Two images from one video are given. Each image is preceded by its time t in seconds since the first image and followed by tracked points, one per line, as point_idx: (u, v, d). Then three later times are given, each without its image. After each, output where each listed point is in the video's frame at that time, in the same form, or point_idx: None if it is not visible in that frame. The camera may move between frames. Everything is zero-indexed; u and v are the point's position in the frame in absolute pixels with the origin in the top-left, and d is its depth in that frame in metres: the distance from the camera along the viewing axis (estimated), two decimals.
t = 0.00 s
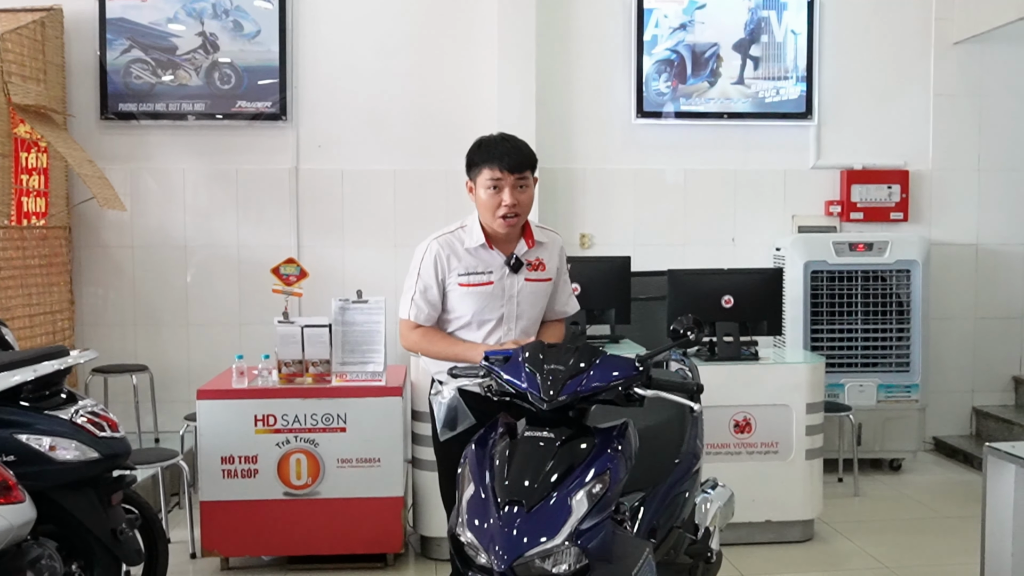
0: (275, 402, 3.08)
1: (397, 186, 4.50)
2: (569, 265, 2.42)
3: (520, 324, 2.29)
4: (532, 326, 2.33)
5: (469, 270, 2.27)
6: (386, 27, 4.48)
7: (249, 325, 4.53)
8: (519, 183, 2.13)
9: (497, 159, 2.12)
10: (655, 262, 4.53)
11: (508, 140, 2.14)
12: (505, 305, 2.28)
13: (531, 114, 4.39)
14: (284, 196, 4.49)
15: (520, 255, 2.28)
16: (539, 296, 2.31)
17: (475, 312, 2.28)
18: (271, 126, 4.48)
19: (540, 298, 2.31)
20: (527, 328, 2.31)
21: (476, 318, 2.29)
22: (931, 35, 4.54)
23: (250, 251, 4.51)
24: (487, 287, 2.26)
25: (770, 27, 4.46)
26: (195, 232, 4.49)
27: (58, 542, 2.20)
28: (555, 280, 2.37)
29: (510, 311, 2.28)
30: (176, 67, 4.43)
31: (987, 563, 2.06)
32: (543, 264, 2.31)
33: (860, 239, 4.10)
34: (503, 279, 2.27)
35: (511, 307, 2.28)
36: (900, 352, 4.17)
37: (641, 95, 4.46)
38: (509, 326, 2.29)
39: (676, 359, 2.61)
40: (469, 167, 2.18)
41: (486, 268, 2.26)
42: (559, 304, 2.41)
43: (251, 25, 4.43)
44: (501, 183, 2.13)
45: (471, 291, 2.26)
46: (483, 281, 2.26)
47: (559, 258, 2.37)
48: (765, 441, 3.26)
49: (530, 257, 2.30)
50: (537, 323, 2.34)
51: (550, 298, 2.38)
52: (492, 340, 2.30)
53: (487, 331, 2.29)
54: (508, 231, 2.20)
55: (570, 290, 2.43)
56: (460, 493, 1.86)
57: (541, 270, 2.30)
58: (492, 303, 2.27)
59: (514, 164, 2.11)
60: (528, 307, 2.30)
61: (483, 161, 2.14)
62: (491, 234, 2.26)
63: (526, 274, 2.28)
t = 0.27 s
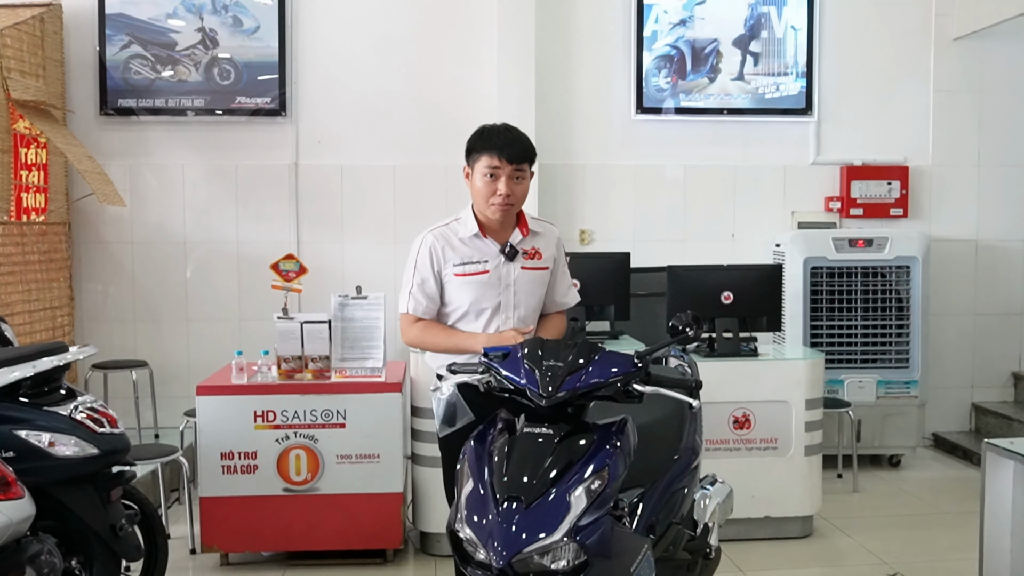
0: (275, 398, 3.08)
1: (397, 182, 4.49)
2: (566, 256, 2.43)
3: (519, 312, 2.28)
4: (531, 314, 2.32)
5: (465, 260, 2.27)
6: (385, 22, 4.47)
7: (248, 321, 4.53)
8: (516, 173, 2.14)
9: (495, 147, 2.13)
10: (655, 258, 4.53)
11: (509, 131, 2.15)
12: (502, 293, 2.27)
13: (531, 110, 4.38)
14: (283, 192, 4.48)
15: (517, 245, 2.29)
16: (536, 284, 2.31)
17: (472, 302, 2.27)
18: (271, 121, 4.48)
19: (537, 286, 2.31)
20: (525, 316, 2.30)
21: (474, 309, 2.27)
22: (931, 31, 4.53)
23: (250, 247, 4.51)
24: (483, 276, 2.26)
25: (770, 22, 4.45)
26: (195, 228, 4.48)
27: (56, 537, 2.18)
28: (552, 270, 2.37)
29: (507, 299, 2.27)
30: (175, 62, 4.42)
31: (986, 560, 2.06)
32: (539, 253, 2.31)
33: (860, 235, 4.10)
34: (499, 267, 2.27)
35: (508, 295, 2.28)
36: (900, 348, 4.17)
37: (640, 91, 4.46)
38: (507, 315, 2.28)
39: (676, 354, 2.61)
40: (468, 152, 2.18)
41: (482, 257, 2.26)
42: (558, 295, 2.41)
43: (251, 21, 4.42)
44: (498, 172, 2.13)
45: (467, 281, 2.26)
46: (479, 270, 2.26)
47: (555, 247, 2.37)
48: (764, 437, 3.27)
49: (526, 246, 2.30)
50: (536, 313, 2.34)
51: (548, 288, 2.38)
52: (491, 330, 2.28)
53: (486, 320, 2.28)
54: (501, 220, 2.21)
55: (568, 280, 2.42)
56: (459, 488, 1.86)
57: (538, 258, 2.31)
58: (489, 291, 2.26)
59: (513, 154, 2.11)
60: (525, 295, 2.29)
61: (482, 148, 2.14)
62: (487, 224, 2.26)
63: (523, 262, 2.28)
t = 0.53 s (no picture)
0: (274, 394, 3.08)
1: (396, 178, 4.49)
2: (570, 252, 2.42)
3: (518, 304, 2.27)
4: (531, 307, 2.30)
5: (464, 252, 2.27)
6: (385, 18, 4.46)
7: (248, 318, 4.52)
8: (507, 162, 2.16)
9: (486, 137, 2.16)
10: (655, 255, 4.52)
11: (501, 123, 2.18)
12: (501, 285, 2.27)
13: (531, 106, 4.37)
14: (283, 189, 4.48)
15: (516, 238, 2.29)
16: (537, 277, 2.29)
17: (471, 294, 2.27)
18: (270, 118, 4.47)
19: (538, 278, 2.29)
20: (525, 308, 2.28)
21: (473, 301, 2.27)
22: (932, 26, 4.52)
23: (249, 243, 4.50)
24: (481, 267, 2.26)
25: (771, 18, 4.44)
26: (194, 225, 4.48)
27: (56, 534, 2.20)
28: (554, 264, 2.36)
29: (506, 291, 2.27)
30: (175, 59, 4.41)
31: (985, 556, 2.06)
32: (540, 247, 2.31)
33: (861, 231, 4.10)
34: (497, 259, 2.26)
35: (507, 286, 2.27)
36: (900, 344, 4.17)
37: (640, 87, 4.45)
38: (506, 307, 2.27)
39: (677, 352, 2.61)
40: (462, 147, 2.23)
41: (480, 249, 2.27)
42: (562, 291, 2.39)
43: (250, 17, 4.41)
44: (489, 161, 2.16)
45: (466, 272, 2.26)
46: (477, 262, 2.26)
47: (558, 242, 2.36)
48: (764, 434, 3.26)
49: (526, 240, 2.30)
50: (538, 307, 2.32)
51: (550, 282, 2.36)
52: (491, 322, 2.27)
53: (484, 312, 2.27)
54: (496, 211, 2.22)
55: (571, 276, 2.40)
56: (458, 486, 1.86)
57: (538, 252, 2.30)
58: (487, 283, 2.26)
59: (503, 143, 2.14)
60: (524, 287, 2.28)
61: (475, 139, 2.18)
62: (484, 217, 2.28)
63: (522, 255, 2.28)
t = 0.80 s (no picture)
0: (274, 391, 3.07)
1: (396, 174, 4.48)
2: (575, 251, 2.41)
3: (518, 296, 2.26)
4: (532, 300, 2.28)
5: (467, 243, 2.28)
6: (385, 14, 4.45)
7: (247, 314, 4.52)
8: (514, 160, 2.16)
9: (495, 134, 2.16)
10: (655, 251, 4.51)
11: (511, 121, 2.18)
12: (502, 277, 2.26)
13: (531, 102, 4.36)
14: (282, 185, 4.47)
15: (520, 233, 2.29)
16: (539, 270, 2.28)
17: (473, 285, 2.27)
18: (270, 114, 4.46)
19: (540, 272, 2.28)
20: (525, 300, 2.26)
21: (475, 292, 2.27)
22: (934, 22, 4.50)
23: (249, 240, 4.49)
24: (483, 258, 2.26)
25: (772, 14, 4.43)
26: (194, 221, 4.47)
27: (55, 531, 2.20)
28: (558, 260, 2.35)
29: (507, 282, 2.26)
30: (174, 54, 4.40)
31: (986, 553, 2.06)
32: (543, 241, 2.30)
33: (862, 228, 4.09)
34: (500, 250, 2.26)
35: (508, 278, 2.26)
36: (900, 341, 4.16)
37: (641, 83, 4.44)
38: (507, 298, 2.26)
39: (678, 349, 2.60)
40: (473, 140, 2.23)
41: (483, 240, 2.27)
42: (567, 288, 2.37)
43: (250, 13, 4.40)
44: (496, 158, 2.16)
45: (468, 263, 2.27)
46: (480, 253, 2.27)
47: (562, 239, 2.36)
48: (765, 431, 3.26)
49: (530, 235, 2.29)
50: (540, 302, 2.31)
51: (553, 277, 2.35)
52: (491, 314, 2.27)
53: (485, 303, 2.27)
54: (501, 206, 2.23)
55: (576, 273, 2.39)
56: (459, 483, 1.86)
57: (541, 246, 2.29)
58: (489, 274, 2.26)
59: (511, 140, 2.14)
60: (525, 279, 2.27)
61: (484, 134, 2.18)
62: (490, 211, 2.29)
63: (524, 248, 2.27)
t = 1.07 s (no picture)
0: (273, 389, 3.07)
1: (396, 171, 4.47)
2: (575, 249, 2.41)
3: (521, 294, 2.26)
4: (534, 298, 2.29)
5: (471, 240, 2.28)
6: (384, 10, 4.44)
7: (247, 311, 4.51)
8: (522, 157, 2.15)
9: (503, 130, 2.15)
10: (655, 248, 4.50)
11: (519, 118, 2.17)
12: (506, 274, 2.26)
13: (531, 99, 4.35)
14: (282, 182, 4.46)
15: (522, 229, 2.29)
16: (541, 268, 2.29)
17: (476, 281, 2.27)
18: (270, 111, 4.45)
19: (542, 270, 2.28)
20: (528, 298, 2.27)
21: (478, 288, 2.27)
22: (935, 18, 4.49)
23: (248, 237, 4.49)
24: (487, 255, 2.26)
25: (772, 11, 4.42)
26: (194, 218, 4.46)
27: (54, 529, 2.19)
28: (559, 258, 2.35)
29: (511, 280, 2.26)
30: (173, 51, 4.39)
31: (986, 551, 2.06)
32: (545, 240, 2.31)
33: (862, 224, 4.08)
34: (503, 248, 2.26)
35: (511, 276, 2.26)
36: (901, 338, 4.16)
37: (641, 80, 4.43)
38: (510, 295, 2.26)
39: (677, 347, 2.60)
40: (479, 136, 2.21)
41: (487, 237, 2.27)
42: (566, 286, 2.38)
43: (249, 10, 4.39)
44: (504, 154, 2.14)
45: (472, 259, 2.26)
46: (484, 250, 2.26)
47: (563, 237, 2.36)
48: (765, 428, 3.26)
49: (532, 232, 2.29)
50: (540, 299, 2.31)
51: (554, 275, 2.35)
52: (494, 310, 2.27)
53: (488, 300, 2.27)
54: (506, 202, 2.22)
55: (575, 271, 2.39)
56: (459, 480, 1.85)
57: (543, 244, 2.29)
58: (492, 271, 2.26)
59: (519, 136, 2.13)
60: (528, 277, 2.27)
61: (492, 130, 2.17)
62: (493, 207, 2.28)
63: (527, 246, 2.27)
